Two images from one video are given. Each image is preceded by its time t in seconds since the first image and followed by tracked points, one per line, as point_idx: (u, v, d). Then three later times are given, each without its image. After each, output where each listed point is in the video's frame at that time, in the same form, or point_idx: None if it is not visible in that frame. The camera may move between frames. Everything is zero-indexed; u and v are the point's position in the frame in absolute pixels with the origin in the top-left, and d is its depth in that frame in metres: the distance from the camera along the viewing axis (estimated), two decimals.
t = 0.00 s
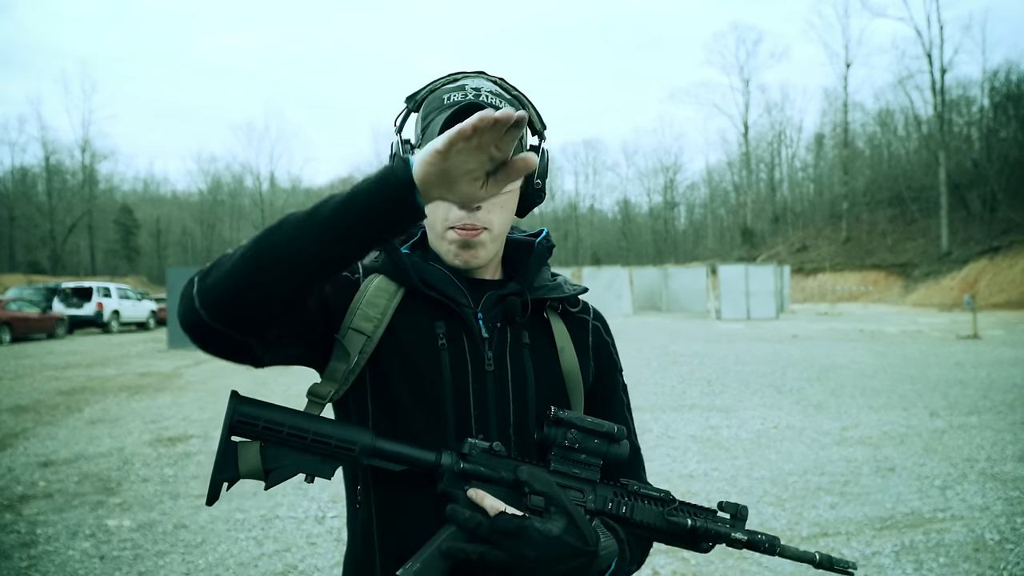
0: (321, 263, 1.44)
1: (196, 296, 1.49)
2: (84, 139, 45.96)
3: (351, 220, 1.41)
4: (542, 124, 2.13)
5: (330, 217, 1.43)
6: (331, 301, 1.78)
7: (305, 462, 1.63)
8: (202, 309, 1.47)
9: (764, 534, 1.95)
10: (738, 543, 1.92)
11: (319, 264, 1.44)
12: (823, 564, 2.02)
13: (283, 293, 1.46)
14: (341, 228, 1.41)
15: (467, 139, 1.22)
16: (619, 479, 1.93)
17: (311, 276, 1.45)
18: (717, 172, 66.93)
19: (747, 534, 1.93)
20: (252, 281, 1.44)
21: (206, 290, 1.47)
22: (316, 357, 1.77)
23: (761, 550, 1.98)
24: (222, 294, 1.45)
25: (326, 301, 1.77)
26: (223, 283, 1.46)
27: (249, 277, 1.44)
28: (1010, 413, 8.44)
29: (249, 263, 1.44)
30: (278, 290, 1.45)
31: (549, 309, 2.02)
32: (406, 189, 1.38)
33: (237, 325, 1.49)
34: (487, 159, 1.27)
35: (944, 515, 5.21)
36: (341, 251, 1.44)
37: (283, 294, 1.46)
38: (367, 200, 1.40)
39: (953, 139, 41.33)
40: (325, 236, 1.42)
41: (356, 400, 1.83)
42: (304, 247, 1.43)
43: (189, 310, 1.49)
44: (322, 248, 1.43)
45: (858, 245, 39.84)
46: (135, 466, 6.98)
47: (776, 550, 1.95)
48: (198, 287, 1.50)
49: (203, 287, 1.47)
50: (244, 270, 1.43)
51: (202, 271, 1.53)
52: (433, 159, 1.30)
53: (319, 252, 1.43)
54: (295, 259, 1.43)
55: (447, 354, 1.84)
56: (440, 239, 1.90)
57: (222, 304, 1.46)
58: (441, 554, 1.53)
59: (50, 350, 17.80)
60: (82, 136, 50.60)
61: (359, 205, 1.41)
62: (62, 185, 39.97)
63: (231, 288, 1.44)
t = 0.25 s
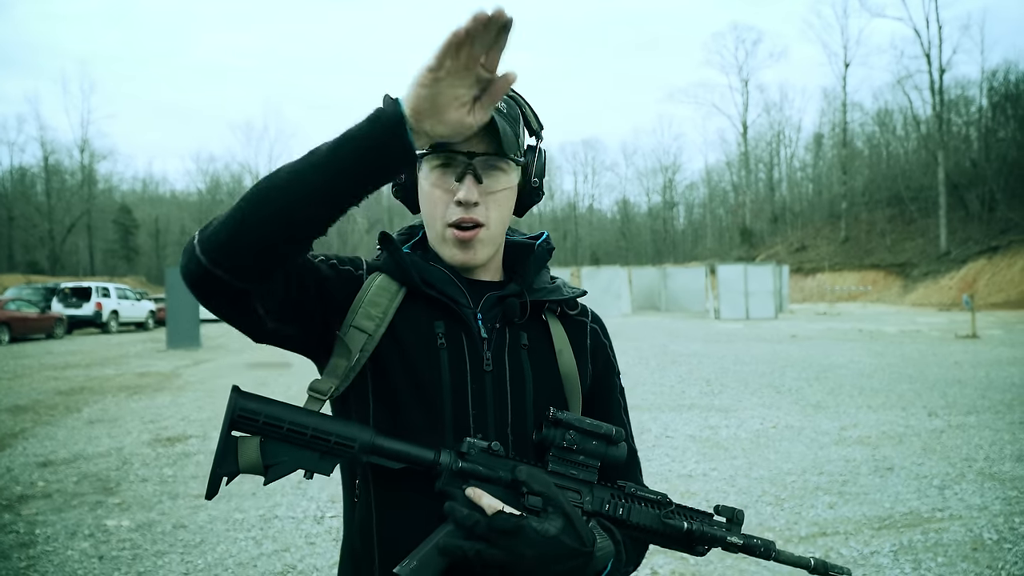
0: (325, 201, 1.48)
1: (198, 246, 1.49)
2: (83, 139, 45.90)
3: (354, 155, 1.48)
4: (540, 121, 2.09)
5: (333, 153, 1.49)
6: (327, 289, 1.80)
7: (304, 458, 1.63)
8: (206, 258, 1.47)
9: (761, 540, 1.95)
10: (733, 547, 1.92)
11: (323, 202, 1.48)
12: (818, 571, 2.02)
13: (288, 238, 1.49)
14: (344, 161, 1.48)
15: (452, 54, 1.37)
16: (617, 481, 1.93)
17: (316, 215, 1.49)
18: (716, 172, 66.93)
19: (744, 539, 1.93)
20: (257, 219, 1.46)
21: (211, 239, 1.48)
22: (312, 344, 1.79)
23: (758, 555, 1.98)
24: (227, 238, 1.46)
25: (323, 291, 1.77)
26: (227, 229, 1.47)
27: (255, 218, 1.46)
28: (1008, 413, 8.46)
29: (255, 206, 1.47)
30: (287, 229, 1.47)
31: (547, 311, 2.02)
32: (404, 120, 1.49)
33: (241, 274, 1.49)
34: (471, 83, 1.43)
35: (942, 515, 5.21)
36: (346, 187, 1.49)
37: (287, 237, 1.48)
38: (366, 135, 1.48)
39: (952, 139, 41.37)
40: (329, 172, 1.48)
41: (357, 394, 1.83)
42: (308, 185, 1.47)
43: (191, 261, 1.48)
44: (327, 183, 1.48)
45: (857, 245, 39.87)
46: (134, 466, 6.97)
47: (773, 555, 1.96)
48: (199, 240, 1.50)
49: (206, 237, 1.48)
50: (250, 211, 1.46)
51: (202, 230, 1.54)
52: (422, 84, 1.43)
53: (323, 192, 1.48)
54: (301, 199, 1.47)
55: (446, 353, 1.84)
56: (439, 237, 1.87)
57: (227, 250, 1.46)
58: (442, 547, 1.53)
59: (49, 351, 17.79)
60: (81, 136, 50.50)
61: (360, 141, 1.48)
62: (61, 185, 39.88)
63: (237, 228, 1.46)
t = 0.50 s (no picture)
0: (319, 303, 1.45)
1: (188, 318, 1.45)
2: (81, 138, 45.85)
3: (356, 266, 1.43)
4: (538, 120, 2.11)
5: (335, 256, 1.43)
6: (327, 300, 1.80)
7: (302, 459, 1.63)
8: (195, 330, 1.44)
9: (753, 545, 1.97)
10: (725, 552, 1.94)
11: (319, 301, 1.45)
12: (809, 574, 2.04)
13: (280, 326, 1.46)
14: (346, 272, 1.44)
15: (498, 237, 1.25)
16: (611, 484, 1.94)
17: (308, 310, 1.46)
18: (715, 171, 66.96)
19: (735, 543, 1.95)
20: (250, 310, 1.42)
21: (201, 316, 1.44)
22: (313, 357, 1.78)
23: (750, 560, 2.00)
24: (217, 317, 1.43)
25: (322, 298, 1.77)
26: (217, 307, 1.43)
27: (248, 307, 1.42)
28: (1006, 412, 8.47)
29: (250, 291, 1.43)
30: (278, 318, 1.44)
31: (548, 314, 2.01)
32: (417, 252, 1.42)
33: (231, 349, 1.47)
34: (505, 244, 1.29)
35: (940, 514, 5.22)
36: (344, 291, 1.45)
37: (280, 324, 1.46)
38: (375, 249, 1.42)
39: (950, 139, 41.37)
40: (328, 276, 1.43)
41: (356, 397, 1.82)
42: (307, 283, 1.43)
43: (179, 328, 1.44)
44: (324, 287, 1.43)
45: (856, 245, 39.90)
46: (133, 466, 6.98)
47: (764, 560, 1.97)
48: (191, 305, 1.46)
49: (198, 311, 1.44)
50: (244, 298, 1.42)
51: (198, 287, 1.50)
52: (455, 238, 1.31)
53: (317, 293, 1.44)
54: (297, 293, 1.44)
55: (444, 357, 1.83)
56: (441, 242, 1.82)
57: (215, 328, 1.43)
58: (438, 550, 1.53)
59: (47, 351, 17.76)
60: (80, 135, 50.41)
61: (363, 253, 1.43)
62: (60, 185, 39.83)
63: (228, 314, 1.42)
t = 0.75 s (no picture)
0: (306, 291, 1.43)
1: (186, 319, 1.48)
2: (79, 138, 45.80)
3: (338, 241, 1.39)
4: (533, 118, 2.10)
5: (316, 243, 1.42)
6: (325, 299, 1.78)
7: (298, 460, 1.62)
8: (191, 331, 1.46)
9: (751, 545, 1.95)
10: (723, 552, 1.92)
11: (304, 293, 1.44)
12: (807, 575, 2.02)
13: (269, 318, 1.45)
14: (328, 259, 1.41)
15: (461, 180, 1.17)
16: (608, 485, 1.93)
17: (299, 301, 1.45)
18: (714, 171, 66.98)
19: (733, 544, 1.93)
20: (238, 304, 1.43)
21: (197, 316, 1.47)
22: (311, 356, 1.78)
23: (748, 560, 1.98)
24: (210, 316, 1.45)
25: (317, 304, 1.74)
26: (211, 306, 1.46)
27: (237, 302, 1.43)
28: (1005, 412, 8.48)
29: (237, 288, 1.44)
30: (268, 312, 1.44)
31: (546, 312, 2.00)
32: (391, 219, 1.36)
33: (225, 345, 1.48)
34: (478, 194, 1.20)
35: (939, 515, 5.21)
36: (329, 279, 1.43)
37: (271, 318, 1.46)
38: (351, 224, 1.38)
39: (949, 139, 41.38)
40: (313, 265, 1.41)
41: (353, 394, 1.82)
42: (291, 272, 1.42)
43: (178, 333, 1.48)
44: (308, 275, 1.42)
45: (855, 246, 39.91)
46: (131, 466, 6.96)
47: (762, 560, 1.95)
48: (189, 307, 1.50)
49: (194, 315, 1.47)
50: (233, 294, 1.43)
51: (195, 289, 1.53)
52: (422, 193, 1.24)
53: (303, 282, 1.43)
54: (283, 283, 1.42)
55: (441, 356, 1.82)
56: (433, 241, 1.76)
57: (209, 327, 1.45)
58: (433, 548, 1.52)
59: (46, 350, 17.73)
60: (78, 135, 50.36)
61: (344, 233, 1.39)
62: (59, 185, 39.78)
63: (220, 311, 1.44)
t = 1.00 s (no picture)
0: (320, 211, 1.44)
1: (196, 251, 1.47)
2: (79, 139, 45.75)
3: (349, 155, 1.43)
4: (525, 115, 2.10)
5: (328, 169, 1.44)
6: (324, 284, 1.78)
7: (298, 458, 1.61)
8: (203, 263, 1.46)
9: (752, 543, 1.93)
10: (724, 551, 1.91)
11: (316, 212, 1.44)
12: (807, 573, 2.01)
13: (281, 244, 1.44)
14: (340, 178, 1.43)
15: (458, 68, 1.34)
16: (608, 484, 1.93)
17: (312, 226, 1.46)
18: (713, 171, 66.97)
19: (734, 542, 1.91)
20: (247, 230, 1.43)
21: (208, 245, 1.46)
22: (309, 346, 1.79)
23: (749, 559, 1.96)
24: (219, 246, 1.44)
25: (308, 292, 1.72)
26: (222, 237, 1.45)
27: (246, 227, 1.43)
28: (1004, 412, 8.48)
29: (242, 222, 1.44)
30: (278, 244, 1.44)
31: (542, 311, 2.00)
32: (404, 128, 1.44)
33: (232, 277, 1.46)
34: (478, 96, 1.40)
35: (938, 515, 5.20)
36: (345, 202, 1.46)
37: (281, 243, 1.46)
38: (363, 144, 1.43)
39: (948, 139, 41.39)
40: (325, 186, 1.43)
41: (352, 394, 1.82)
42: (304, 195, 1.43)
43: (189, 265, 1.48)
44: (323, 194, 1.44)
45: (854, 245, 39.94)
46: (129, 466, 6.95)
47: (763, 560, 1.94)
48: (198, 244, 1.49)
49: (204, 245, 1.47)
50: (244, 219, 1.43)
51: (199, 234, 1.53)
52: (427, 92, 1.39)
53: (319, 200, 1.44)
54: (291, 210, 1.43)
55: (439, 356, 1.82)
56: (431, 237, 1.88)
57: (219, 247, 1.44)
58: (434, 547, 1.52)
59: (45, 351, 17.71)
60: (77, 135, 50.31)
61: (354, 154, 1.44)
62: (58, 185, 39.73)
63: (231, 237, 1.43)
